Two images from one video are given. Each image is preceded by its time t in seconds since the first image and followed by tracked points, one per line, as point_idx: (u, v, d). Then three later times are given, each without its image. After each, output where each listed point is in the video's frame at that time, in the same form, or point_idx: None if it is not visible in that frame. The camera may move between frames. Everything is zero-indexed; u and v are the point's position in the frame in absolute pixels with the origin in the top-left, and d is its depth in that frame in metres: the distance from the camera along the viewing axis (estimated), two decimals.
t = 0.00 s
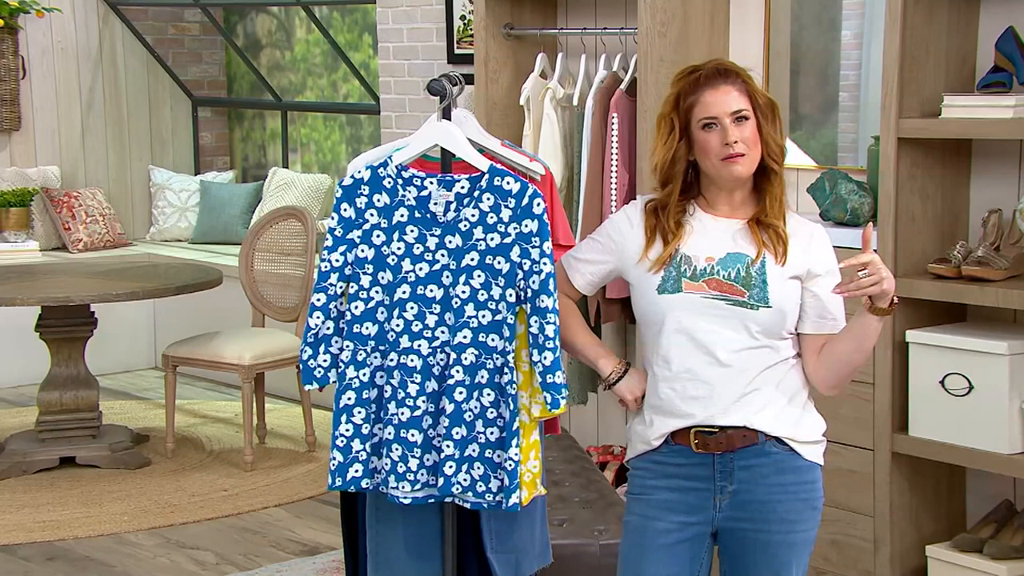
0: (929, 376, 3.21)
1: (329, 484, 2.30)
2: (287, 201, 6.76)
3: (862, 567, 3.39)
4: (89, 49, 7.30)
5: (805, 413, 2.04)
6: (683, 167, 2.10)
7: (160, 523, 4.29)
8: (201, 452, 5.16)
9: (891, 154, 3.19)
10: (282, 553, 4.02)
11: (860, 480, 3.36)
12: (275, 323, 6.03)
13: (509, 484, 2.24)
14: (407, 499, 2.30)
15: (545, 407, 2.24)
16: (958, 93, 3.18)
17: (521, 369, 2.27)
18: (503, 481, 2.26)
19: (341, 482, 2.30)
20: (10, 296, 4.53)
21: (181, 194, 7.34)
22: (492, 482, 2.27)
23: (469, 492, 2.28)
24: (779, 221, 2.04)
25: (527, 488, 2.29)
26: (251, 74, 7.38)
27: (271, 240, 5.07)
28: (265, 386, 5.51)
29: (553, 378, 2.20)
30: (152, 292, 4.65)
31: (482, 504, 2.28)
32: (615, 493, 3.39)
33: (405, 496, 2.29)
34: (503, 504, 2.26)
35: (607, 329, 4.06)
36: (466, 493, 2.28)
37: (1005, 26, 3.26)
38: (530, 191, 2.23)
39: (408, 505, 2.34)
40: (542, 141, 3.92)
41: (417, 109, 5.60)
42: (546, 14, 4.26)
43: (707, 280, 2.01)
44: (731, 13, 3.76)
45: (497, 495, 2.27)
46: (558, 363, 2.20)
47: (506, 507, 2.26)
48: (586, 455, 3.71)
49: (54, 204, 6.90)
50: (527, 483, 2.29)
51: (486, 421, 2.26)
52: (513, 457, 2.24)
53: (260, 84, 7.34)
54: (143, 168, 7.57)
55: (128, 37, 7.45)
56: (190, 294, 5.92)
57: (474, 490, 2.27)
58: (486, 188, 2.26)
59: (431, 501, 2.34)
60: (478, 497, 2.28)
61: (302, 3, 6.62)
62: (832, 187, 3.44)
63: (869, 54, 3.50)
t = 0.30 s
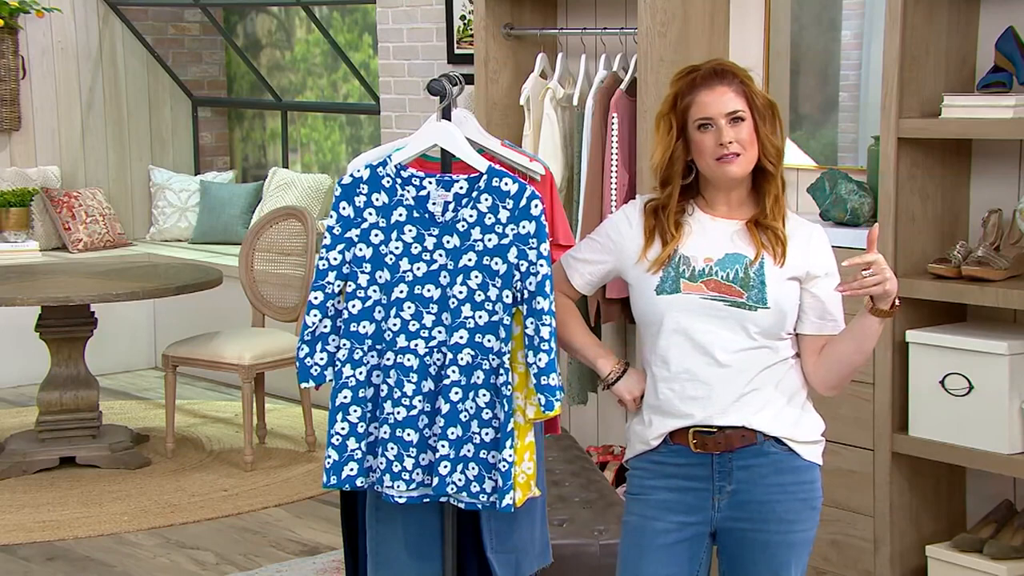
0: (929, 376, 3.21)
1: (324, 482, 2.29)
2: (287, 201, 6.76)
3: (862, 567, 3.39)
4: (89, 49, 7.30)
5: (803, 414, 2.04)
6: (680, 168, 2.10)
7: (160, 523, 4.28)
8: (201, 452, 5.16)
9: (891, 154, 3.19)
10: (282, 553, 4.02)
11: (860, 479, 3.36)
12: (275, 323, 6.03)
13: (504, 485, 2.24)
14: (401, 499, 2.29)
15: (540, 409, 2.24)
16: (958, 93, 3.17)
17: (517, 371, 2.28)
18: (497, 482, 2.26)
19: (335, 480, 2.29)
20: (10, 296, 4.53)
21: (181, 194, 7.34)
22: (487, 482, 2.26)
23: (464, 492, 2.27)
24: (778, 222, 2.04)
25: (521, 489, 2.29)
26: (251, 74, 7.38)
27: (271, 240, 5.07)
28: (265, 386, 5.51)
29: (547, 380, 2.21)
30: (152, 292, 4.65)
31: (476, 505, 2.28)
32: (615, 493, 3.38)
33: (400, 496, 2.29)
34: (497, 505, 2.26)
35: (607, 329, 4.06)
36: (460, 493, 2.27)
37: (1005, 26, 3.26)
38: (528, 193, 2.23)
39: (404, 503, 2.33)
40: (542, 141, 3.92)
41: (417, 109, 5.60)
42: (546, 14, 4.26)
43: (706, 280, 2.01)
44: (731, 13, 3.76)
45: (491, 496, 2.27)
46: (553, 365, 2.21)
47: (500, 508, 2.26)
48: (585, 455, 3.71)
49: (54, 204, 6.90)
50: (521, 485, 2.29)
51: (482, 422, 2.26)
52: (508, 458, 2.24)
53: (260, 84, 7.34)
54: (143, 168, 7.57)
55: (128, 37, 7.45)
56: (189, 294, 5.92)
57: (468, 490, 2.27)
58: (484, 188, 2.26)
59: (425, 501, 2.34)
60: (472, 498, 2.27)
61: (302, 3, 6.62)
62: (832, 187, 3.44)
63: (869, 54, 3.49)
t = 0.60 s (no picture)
0: (929, 376, 3.21)
1: (324, 483, 2.29)
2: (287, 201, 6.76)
3: (862, 568, 3.39)
4: (89, 49, 7.30)
5: (802, 414, 2.04)
6: (680, 167, 2.10)
7: (160, 523, 4.28)
8: (201, 452, 5.16)
9: (891, 154, 3.19)
10: (282, 553, 4.02)
11: (860, 479, 3.36)
12: (275, 323, 6.03)
13: (504, 485, 2.24)
14: (401, 499, 2.30)
15: (540, 409, 2.24)
16: (958, 93, 3.18)
17: (517, 371, 2.28)
18: (497, 482, 2.26)
19: (335, 481, 2.29)
20: (10, 297, 4.53)
21: (181, 194, 7.34)
22: (486, 483, 2.26)
23: (464, 493, 2.27)
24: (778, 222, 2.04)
25: (521, 489, 2.29)
26: (251, 74, 7.38)
27: (271, 239, 5.07)
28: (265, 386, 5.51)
29: (547, 380, 2.21)
30: (152, 293, 4.65)
31: (476, 505, 2.28)
32: (615, 493, 3.38)
33: (399, 496, 2.29)
34: (497, 505, 2.26)
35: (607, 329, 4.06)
36: (460, 494, 2.27)
37: (1005, 26, 3.26)
38: (528, 192, 2.23)
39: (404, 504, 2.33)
40: (542, 141, 3.92)
41: (417, 109, 5.60)
42: (546, 14, 4.26)
43: (705, 280, 2.01)
44: (731, 14, 3.76)
45: (491, 497, 2.27)
46: (553, 365, 2.21)
47: (500, 509, 2.26)
48: (586, 455, 3.71)
49: (54, 204, 6.90)
50: (521, 485, 2.29)
51: (482, 422, 2.26)
52: (507, 458, 2.24)
53: (260, 84, 7.34)
54: (143, 168, 7.57)
55: (128, 37, 7.45)
56: (189, 294, 5.92)
57: (468, 490, 2.27)
58: (484, 188, 2.26)
59: (425, 501, 2.34)
60: (472, 498, 2.27)
61: (302, 3, 6.62)
62: (832, 187, 3.44)
63: (868, 54, 3.49)
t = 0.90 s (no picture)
0: (929, 376, 3.21)
1: (329, 485, 2.30)
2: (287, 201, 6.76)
3: (862, 568, 3.39)
4: (89, 49, 7.30)
5: (803, 414, 2.04)
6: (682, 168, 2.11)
7: (161, 523, 4.28)
8: (201, 452, 5.16)
9: (891, 154, 3.19)
10: (282, 553, 4.02)
11: (861, 479, 3.36)
12: (275, 323, 6.03)
13: (509, 484, 2.24)
14: (406, 500, 2.30)
15: (544, 408, 2.24)
16: (958, 93, 3.18)
17: (520, 370, 2.28)
18: (502, 482, 2.26)
19: (339, 483, 2.30)
20: (10, 297, 4.53)
21: (181, 194, 7.34)
22: (491, 482, 2.27)
23: (468, 492, 2.28)
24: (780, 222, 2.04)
25: (526, 489, 2.30)
26: (251, 74, 7.38)
27: (271, 239, 5.07)
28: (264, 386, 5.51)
29: (551, 379, 2.20)
30: (152, 293, 4.65)
31: (480, 505, 2.28)
32: (615, 493, 3.38)
33: (404, 497, 2.30)
34: (502, 505, 2.26)
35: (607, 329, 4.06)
36: (465, 494, 2.27)
37: (1005, 26, 3.26)
38: (529, 191, 2.23)
39: (408, 505, 2.33)
40: (542, 141, 3.92)
41: (417, 109, 5.60)
42: (546, 14, 4.26)
43: (705, 281, 2.01)
44: (731, 14, 3.76)
45: (496, 496, 2.27)
46: (557, 363, 2.21)
47: (505, 509, 2.26)
48: (585, 455, 3.71)
49: (54, 204, 6.90)
50: (526, 484, 2.30)
51: (486, 422, 2.26)
52: (512, 457, 2.24)
53: (260, 84, 7.34)
54: (143, 168, 7.57)
55: (128, 37, 7.45)
56: (189, 294, 5.92)
57: (473, 490, 2.27)
58: (485, 188, 2.26)
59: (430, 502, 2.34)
60: (477, 498, 2.28)
61: (302, 3, 6.62)
62: (832, 187, 3.44)
63: (868, 54, 3.49)
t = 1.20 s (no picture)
0: (929, 376, 3.21)
1: (331, 486, 2.30)
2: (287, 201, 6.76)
3: (862, 568, 3.39)
4: (89, 49, 7.30)
5: (804, 414, 2.04)
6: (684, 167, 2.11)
7: (161, 523, 4.28)
8: (201, 452, 5.16)
9: (891, 154, 3.19)
10: (282, 553, 4.02)
11: (861, 479, 3.36)
12: (275, 323, 6.03)
13: (512, 484, 2.24)
14: (409, 500, 2.30)
15: (547, 406, 2.24)
16: (959, 93, 3.18)
17: (523, 369, 2.27)
18: (505, 481, 2.26)
19: (342, 483, 2.30)
20: (10, 297, 4.53)
21: (181, 194, 7.34)
22: (495, 482, 2.27)
23: (472, 492, 2.27)
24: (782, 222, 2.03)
25: (529, 488, 2.28)
26: (251, 74, 7.38)
27: (271, 239, 5.07)
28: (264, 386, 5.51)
29: (554, 377, 2.20)
30: (152, 293, 4.65)
31: (484, 505, 2.28)
32: (615, 493, 3.39)
33: (407, 497, 2.30)
34: (506, 504, 2.26)
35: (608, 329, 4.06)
36: (468, 493, 2.27)
37: (1005, 26, 3.26)
38: (530, 190, 2.23)
39: (412, 505, 2.34)
40: (542, 141, 3.92)
41: (417, 109, 5.61)
42: (546, 14, 4.26)
43: (707, 282, 2.01)
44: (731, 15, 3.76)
45: (499, 496, 2.27)
46: (560, 362, 2.20)
47: (508, 508, 2.26)
48: (586, 455, 3.71)
49: (54, 204, 6.91)
50: (529, 483, 2.28)
51: (488, 421, 2.26)
52: (515, 456, 2.23)
53: (260, 84, 7.34)
54: (143, 168, 7.57)
55: (128, 37, 7.45)
56: (189, 294, 5.92)
57: (476, 490, 2.27)
58: (486, 187, 2.26)
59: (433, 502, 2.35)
60: (480, 498, 2.28)
61: (302, 3, 6.62)
62: (832, 187, 3.44)
63: (868, 54, 3.49)
